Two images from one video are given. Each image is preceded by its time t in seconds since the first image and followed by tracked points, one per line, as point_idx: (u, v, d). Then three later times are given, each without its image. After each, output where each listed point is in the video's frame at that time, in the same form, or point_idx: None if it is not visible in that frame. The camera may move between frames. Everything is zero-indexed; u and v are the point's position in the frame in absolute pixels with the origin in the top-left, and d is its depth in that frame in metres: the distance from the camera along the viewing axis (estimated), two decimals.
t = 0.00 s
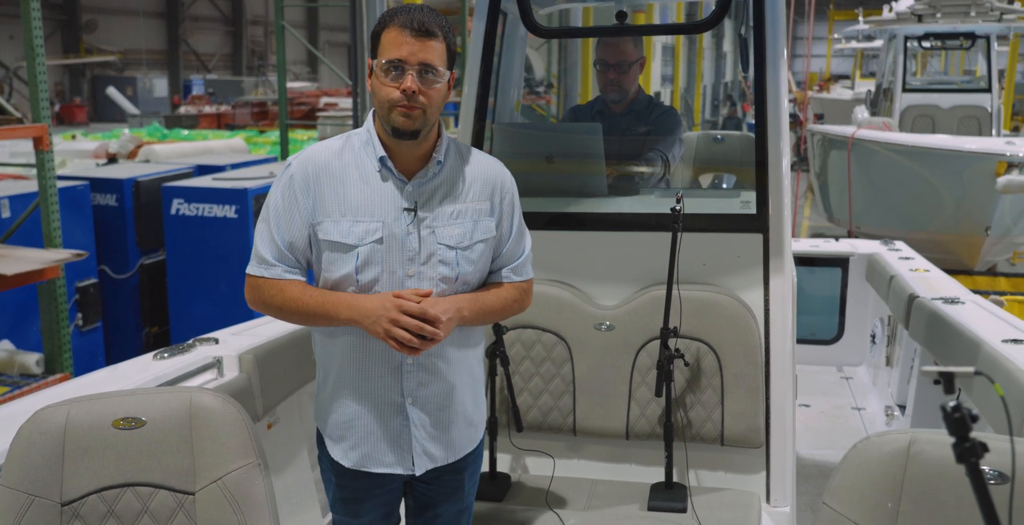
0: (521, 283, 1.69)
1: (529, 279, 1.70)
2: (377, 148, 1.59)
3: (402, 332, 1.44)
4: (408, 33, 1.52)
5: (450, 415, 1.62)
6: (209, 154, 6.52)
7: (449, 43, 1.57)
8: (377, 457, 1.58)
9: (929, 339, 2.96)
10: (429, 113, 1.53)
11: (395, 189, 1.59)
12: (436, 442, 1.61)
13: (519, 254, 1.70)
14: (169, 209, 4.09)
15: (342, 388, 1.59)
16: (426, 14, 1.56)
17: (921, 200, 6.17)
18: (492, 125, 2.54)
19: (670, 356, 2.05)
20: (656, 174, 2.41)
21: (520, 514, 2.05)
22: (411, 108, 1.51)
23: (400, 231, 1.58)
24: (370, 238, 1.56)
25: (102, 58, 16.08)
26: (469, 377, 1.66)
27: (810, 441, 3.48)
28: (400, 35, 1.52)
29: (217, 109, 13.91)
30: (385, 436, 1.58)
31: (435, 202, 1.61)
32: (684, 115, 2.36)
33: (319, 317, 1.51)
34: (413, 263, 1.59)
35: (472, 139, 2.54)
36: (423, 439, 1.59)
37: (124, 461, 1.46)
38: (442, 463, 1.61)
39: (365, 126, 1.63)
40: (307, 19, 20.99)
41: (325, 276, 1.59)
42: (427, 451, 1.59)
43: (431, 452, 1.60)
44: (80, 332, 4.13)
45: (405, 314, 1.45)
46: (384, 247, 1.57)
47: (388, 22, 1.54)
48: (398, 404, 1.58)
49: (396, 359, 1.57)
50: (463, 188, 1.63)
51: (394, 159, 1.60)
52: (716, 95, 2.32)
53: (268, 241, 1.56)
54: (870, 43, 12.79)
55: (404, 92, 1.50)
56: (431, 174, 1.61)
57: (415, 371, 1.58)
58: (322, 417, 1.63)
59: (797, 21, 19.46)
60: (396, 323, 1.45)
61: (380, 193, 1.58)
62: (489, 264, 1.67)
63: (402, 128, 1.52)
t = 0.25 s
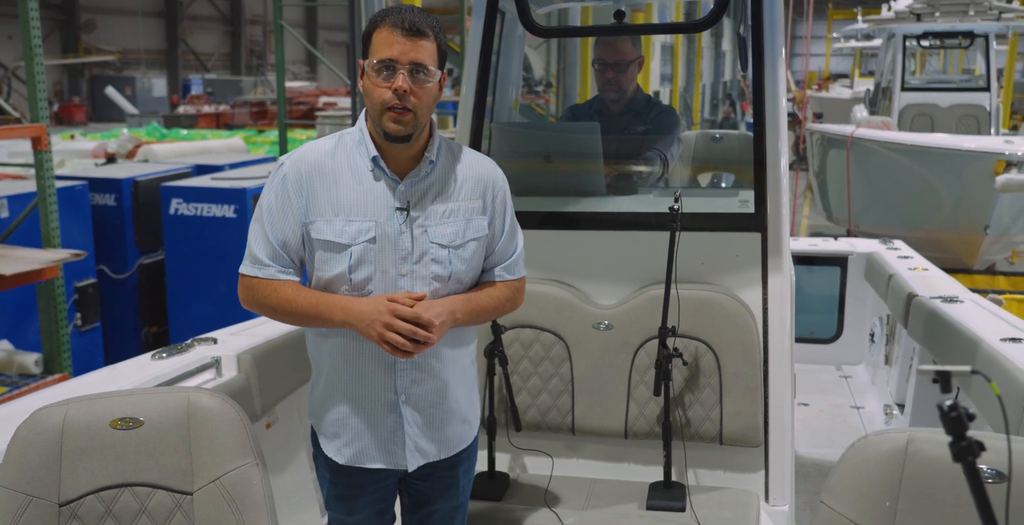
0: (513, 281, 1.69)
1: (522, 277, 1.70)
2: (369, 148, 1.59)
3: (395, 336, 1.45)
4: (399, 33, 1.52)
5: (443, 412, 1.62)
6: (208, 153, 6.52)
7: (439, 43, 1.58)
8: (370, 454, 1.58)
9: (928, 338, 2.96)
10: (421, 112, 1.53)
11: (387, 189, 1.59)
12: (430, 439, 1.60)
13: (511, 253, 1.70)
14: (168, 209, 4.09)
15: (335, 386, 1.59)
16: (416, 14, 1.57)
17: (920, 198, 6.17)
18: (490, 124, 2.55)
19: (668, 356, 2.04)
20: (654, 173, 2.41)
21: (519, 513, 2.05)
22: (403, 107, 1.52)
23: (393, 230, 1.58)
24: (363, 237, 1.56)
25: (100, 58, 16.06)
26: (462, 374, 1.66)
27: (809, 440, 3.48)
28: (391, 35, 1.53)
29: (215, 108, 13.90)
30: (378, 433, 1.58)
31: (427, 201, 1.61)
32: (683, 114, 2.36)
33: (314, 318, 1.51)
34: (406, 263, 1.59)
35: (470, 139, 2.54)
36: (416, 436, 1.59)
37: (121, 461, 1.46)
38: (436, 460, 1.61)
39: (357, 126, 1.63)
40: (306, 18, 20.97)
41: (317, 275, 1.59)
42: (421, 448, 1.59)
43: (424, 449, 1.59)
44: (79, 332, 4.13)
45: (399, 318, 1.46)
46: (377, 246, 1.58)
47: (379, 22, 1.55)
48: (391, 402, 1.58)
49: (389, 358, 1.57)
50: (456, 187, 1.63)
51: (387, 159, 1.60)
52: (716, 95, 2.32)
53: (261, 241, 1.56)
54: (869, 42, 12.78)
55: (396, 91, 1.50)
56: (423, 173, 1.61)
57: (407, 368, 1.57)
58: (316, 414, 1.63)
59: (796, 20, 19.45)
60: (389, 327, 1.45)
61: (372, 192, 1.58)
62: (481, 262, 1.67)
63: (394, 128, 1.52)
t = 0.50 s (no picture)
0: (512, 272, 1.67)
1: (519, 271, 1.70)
2: (364, 140, 1.60)
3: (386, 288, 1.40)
4: (389, 20, 1.56)
5: (439, 403, 1.62)
6: (207, 151, 6.51)
7: (429, 34, 1.61)
8: (367, 446, 1.58)
9: (926, 335, 2.96)
10: (413, 97, 1.54)
11: (382, 180, 1.59)
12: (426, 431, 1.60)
13: (507, 246, 1.70)
14: (167, 208, 4.09)
15: (331, 380, 1.58)
16: (405, 7, 1.61)
17: (920, 196, 6.18)
18: (488, 122, 2.54)
19: (667, 353, 2.04)
20: (653, 170, 2.41)
21: (517, 512, 2.05)
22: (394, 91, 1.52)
23: (388, 221, 1.59)
24: (360, 229, 1.57)
25: (99, 57, 16.04)
26: (459, 367, 1.65)
27: (808, 437, 3.48)
28: (382, 22, 1.56)
29: (214, 107, 13.89)
30: (375, 426, 1.58)
31: (422, 192, 1.61)
32: (682, 111, 2.37)
33: (309, 299, 1.46)
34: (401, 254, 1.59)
35: (469, 137, 2.53)
36: (413, 428, 1.58)
37: (120, 459, 1.46)
38: (433, 452, 1.61)
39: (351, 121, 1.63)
40: (305, 17, 20.94)
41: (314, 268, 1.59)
42: (418, 440, 1.59)
43: (421, 441, 1.59)
44: (78, 331, 4.13)
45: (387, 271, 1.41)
46: (373, 237, 1.58)
47: (370, 14, 1.59)
48: (386, 394, 1.58)
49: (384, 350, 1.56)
50: (450, 179, 1.64)
51: (381, 150, 1.60)
52: (715, 92, 2.33)
53: (258, 234, 1.55)
54: (868, 39, 12.76)
55: (388, 74, 1.51)
56: (418, 164, 1.61)
57: (403, 360, 1.57)
58: (314, 409, 1.63)
59: (795, 18, 19.43)
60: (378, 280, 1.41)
61: (368, 184, 1.59)
62: (477, 255, 1.67)
63: (388, 113, 1.53)
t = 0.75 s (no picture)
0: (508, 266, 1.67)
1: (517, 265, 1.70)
2: (359, 132, 1.60)
3: (395, 268, 1.36)
4: (379, 13, 1.57)
5: (434, 395, 1.62)
6: (206, 149, 6.51)
7: (420, 27, 1.62)
8: (361, 437, 1.59)
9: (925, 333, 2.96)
10: (405, 88, 1.54)
11: (379, 171, 1.60)
12: (421, 423, 1.61)
13: (502, 239, 1.70)
14: (167, 205, 4.09)
15: (326, 372, 1.59)
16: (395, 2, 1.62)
17: (919, 192, 6.17)
18: (487, 119, 2.53)
19: (666, 350, 2.05)
20: (652, 167, 2.41)
21: (516, 509, 2.05)
22: (386, 81, 1.52)
23: (385, 212, 1.60)
24: (358, 219, 1.57)
25: (99, 55, 16.03)
26: (455, 360, 1.66)
27: (807, 434, 3.49)
28: (372, 15, 1.57)
29: (214, 105, 13.89)
30: (370, 417, 1.58)
31: (418, 184, 1.62)
32: (681, 109, 2.35)
33: (315, 285, 1.42)
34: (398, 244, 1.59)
35: (467, 134, 2.53)
36: (408, 420, 1.59)
37: (118, 457, 1.46)
38: (428, 444, 1.61)
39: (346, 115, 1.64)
40: (304, 15, 20.94)
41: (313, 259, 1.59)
42: (413, 431, 1.59)
43: (416, 433, 1.60)
44: (77, 329, 4.13)
45: (392, 249, 1.37)
46: (370, 228, 1.59)
47: (360, 9, 1.60)
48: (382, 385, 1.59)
49: (381, 341, 1.57)
50: (446, 172, 1.64)
51: (377, 142, 1.61)
52: (714, 90, 2.32)
53: (257, 224, 1.54)
54: (868, 37, 12.76)
55: (378, 65, 1.52)
56: (414, 156, 1.62)
57: (399, 352, 1.58)
58: (309, 401, 1.64)
59: (794, 16, 19.42)
60: (387, 261, 1.36)
61: (365, 176, 1.59)
62: (474, 248, 1.67)
63: (380, 102, 1.53)
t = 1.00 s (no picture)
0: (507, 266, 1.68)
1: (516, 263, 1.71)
2: (358, 131, 1.60)
3: (396, 261, 1.36)
4: (374, 12, 1.56)
5: (434, 393, 1.62)
6: (205, 147, 6.51)
7: (416, 25, 1.61)
8: (361, 434, 1.58)
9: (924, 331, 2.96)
10: (402, 85, 1.54)
11: (378, 170, 1.60)
12: (421, 421, 1.60)
13: (500, 237, 1.70)
14: (165, 204, 4.10)
15: (326, 369, 1.58)
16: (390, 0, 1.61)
17: (919, 191, 6.17)
18: (485, 116, 2.53)
19: (663, 348, 2.05)
20: (650, 166, 2.40)
21: (514, 507, 2.05)
22: (382, 79, 1.52)
23: (385, 211, 1.59)
24: (358, 218, 1.57)
25: (98, 53, 16.02)
26: (454, 358, 1.66)
27: (806, 432, 3.48)
28: (367, 14, 1.56)
29: (213, 103, 13.88)
30: (369, 415, 1.58)
31: (417, 183, 1.62)
32: (681, 108, 2.35)
33: (317, 282, 1.41)
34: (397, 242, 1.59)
35: (466, 132, 2.52)
36: (408, 417, 1.59)
37: (114, 455, 1.46)
38: (428, 441, 1.61)
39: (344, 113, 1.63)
40: (304, 13, 20.92)
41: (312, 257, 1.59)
42: (413, 429, 1.59)
43: (416, 430, 1.60)
44: (76, 327, 4.12)
45: (393, 243, 1.38)
46: (370, 226, 1.58)
47: (355, 9, 1.59)
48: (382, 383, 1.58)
49: (381, 339, 1.57)
50: (445, 170, 1.64)
51: (376, 141, 1.61)
52: (714, 88, 2.31)
53: (258, 223, 1.54)
54: (867, 35, 12.75)
55: (375, 62, 1.52)
56: (412, 155, 1.62)
57: (399, 350, 1.58)
58: (308, 399, 1.63)
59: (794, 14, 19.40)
60: (388, 255, 1.37)
61: (364, 174, 1.59)
62: (473, 247, 1.67)
63: (377, 100, 1.53)
